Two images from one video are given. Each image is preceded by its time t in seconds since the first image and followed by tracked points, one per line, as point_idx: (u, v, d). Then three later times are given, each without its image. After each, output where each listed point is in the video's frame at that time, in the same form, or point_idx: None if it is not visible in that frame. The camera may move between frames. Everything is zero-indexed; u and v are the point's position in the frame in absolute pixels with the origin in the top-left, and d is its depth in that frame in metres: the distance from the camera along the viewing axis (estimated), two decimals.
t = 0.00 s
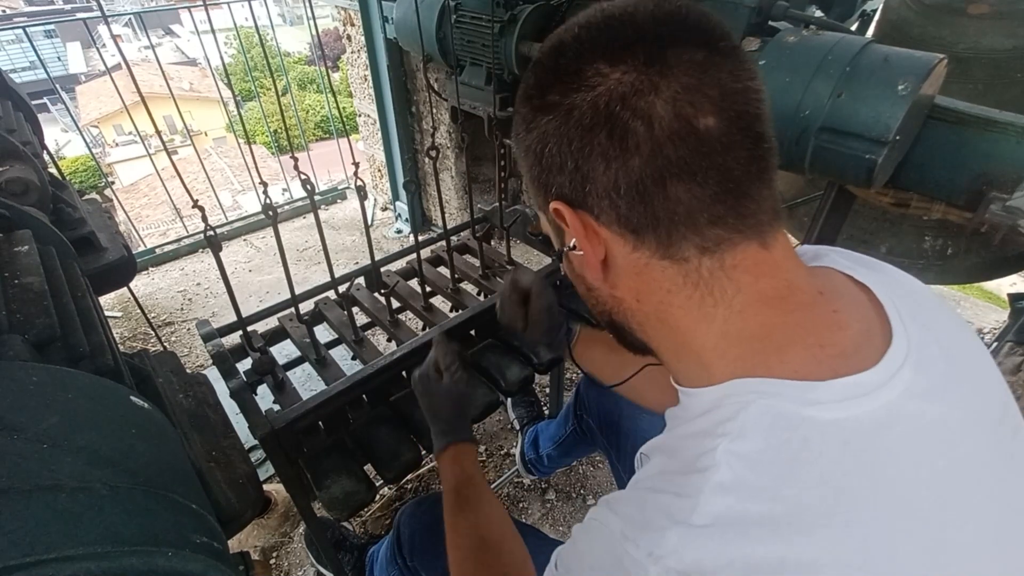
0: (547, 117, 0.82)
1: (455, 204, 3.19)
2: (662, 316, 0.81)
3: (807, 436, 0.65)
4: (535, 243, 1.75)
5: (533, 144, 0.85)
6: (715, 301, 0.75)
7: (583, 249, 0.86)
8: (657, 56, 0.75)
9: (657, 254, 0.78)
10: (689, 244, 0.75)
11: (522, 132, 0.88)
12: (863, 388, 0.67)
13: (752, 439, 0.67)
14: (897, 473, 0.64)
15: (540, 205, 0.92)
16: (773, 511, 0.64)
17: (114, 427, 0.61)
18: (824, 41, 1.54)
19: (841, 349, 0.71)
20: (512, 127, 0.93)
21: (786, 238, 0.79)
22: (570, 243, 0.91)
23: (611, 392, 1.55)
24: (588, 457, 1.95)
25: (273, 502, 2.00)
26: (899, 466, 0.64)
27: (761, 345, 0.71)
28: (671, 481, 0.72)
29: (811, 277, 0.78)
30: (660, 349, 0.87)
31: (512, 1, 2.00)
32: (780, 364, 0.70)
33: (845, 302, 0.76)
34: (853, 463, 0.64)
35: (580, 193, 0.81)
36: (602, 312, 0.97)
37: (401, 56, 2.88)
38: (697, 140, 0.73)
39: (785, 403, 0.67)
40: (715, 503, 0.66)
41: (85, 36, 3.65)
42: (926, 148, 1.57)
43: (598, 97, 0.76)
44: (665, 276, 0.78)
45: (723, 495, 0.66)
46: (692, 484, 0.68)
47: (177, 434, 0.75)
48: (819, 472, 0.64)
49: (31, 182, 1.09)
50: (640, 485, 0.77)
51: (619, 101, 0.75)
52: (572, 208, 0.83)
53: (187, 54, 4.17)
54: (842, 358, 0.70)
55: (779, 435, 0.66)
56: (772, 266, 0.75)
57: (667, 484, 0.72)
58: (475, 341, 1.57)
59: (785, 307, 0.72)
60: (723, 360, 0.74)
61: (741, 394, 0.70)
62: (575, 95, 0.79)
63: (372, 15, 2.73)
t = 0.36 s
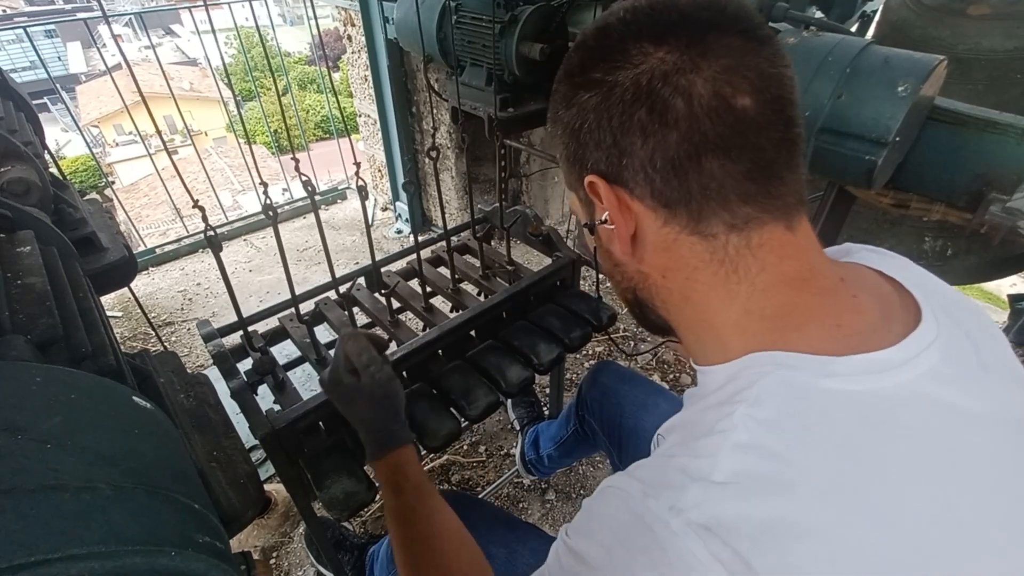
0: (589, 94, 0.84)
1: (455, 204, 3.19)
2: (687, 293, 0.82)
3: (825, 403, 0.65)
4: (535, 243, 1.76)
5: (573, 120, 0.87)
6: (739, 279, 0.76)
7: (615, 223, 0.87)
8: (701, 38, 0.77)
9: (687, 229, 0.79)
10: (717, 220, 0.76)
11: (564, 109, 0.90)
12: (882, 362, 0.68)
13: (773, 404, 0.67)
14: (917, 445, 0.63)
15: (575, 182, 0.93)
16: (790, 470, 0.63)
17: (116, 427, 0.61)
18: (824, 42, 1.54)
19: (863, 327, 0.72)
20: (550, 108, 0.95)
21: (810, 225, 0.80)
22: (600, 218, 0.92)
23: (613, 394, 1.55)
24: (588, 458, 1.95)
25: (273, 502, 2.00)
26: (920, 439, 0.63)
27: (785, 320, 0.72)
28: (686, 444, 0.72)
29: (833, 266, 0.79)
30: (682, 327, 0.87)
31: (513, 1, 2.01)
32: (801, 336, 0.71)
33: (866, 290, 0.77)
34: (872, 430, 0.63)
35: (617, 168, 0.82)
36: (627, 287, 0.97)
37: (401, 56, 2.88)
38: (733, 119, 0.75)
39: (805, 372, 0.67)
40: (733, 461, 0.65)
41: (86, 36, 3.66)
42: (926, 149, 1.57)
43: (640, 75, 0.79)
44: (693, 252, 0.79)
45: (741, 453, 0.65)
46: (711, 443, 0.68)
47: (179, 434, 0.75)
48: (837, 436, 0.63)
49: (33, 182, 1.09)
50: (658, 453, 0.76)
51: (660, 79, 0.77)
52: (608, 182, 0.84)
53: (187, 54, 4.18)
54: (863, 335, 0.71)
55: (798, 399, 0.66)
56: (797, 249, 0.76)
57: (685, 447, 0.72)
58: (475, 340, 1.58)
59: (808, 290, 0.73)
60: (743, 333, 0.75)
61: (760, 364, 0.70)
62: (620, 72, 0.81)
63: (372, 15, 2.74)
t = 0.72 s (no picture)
0: (618, 73, 0.80)
1: (455, 204, 3.19)
2: (706, 284, 0.81)
3: (854, 392, 0.65)
4: (534, 242, 1.75)
5: (595, 101, 0.83)
6: (764, 270, 0.75)
7: (638, 213, 0.82)
8: (739, 24, 0.76)
9: (713, 219, 0.76)
10: (746, 209, 0.75)
11: (584, 90, 0.85)
12: (904, 351, 0.68)
13: (803, 394, 0.66)
14: (937, 433, 0.64)
15: (589, 169, 0.88)
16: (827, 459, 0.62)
17: (110, 425, 0.61)
18: (824, 41, 1.54)
19: (883, 319, 0.72)
20: (563, 92, 0.91)
21: (827, 216, 0.80)
22: (616, 207, 0.86)
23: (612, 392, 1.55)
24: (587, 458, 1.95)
25: (272, 502, 2.00)
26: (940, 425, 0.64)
27: (808, 310, 0.72)
28: (710, 435, 0.70)
29: (844, 258, 0.81)
30: (699, 318, 0.85)
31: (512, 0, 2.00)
32: (821, 325, 0.71)
33: (875, 279, 0.79)
34: (898, 417, 0.64)
35: (645, 152, 0.78)
36: (639, 280, 0.95)
37: (401, 56, 2.88)
38: (773, 104, 0.73)
39: (833, 362, 0.67)
40: (765, 453, 0.64)
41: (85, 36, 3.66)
42: (926, 147, 1.57)
43: (678, 54, 0.75)
44: (718, 243, 0.77)
45: (772, 444, 0.64)
46: (738, 434, 0.67)
47: (174, 432, 0.74)
48: (866, 426, 0.63)
49: (30, 180, 1.09)
50: (676, 446, 0.74)
51: (699, 59, 0.74)
52: (635, 169, 0.80)
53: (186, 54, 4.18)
54: (885, 327, 0.71)
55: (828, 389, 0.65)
56: (819, 241, 0.76)
57: (707, 439, 0.70)
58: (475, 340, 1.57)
59: (827, 281, 0.73)
60: (766, 323, 0.74)
61: (785, 354, 0.70)
62: (655, 51, 0.78)
63: (372, 15, 2.73)
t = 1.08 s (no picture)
0: (625, 74, 0.79)
1: (455, 204, 3.19)
2: (710, 289, 0.80)
3: (849, 393, 0.65)
4: (535, 243, 1.76)
5: (597, 102, 0.81)
6: (766, 273, 0.75)
7: (647, 217, 0.80)
8: (747, 26, 0.76)
9: (721, 222, 0.76)
10: (754, 212, 0.75)
11: (586, 91, 0.83)
12: (899, 353, 0.68)
13: (799, 395, 0.66)
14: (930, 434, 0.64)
15: (588, 173, 0.86)
16: (822, 458, 0.62)
17: (111, 426, 0.61)
18: (824, 41, 1.54)
19: (878, 321, 0.73)
20: (558, 93, 0.89)
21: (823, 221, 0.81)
22: (620, 213, 0.84)
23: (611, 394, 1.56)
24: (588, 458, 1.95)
25: (273, 502, 2.00)
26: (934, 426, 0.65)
27: (809, 313, 0.72)
28: (705, 435, 0.70)
29: (843, 261, 0.81)
30: (699, 321, 0.85)
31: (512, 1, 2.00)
32: (821, 326, 0.71)
33: (872, 281, 0.79)
34: (892, 417, 0.64)
35: (653, 155, 0.77)
36: (641, 286, 0.94)
37: (401, 56, 2.88)
38: (782, 106, 0.73)
39: (828, 363, 0.67)
40: (760, 452, 0.64)
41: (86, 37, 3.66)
42: (926, 148, 1.57)
43: (688, 55, 0.75)
44: (724, 246, 0.77)
45: (767, 443, 0.64)
46: (732, 434, 0.67)
47: (176, 432, 0.75)
48: (860, 427, 0.63)
49: (31, 181, 1.09)
50: (671, 446, 0.74)
51: (711, 61, 0.74)
52: (645, 172, 0.78)
53: (187, 55, 4.18)
54: (883, 329, 0.71)
55: (822, 389, 0.66)
56: (820, 243, 0.77)
57: (701, 441, 0.70)
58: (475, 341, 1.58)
59: (825, 283, 0.74)
60: (769, 327, 0.75)
61: (783, 355, 0.70)
62: (663, 52, 0.77)
63: (372, 15, 2.73)
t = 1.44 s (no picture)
0: (596, 90, 0.79)
1: (455, 204, 3.19)
2: (693, 299, 0.81)
3: (813, 403, 0.65)
4: (535, 243, 1.76)
5: (573, 119, 0.81)
6: (745, 282, 0.76)
7: (628, 229, 0.81)
8: (714, 37, 0.76)
9: (698, 232, 0.77)
10: (731, 222, 0.75)
11: (561, 108, 0.83)
12: (875, 362, 0.67)
13: (775, 407, 0.66)
14: (912, 445, 0.63)
15: (569, 186, 0.87)
16: (779, 467, 0.62)
17: (112, 425, 0.61)
18: (824, 41, 1.54)
19: (855, 327, 0.71)
20: (536, 106, 0.89)
21: (806, 224, 0.80)
22: (604, 225, 0.85)
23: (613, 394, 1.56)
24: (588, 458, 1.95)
25: (273, 502, 2.00)
26: (903, 435, 0.63)
27: (788, 322, 0.72)
28: (678, 444, 0.71)
29: (828, 266, 0.79)
30: (682, 330, 0.85)
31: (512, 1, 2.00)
32: (797, 336, 0.71)
33: (857, 286, 0.77)
34: (857, 427, 0.63)
35: (628, 169, 0.78)
36: (627, 295, 0.95)
37: (401, 56, 2.88)
38: (752, 116, 0.73)
39: (796, 373, 0.67)
40: (724, 461, 0.64)
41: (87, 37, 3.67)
42: (926, 147, 1.57)
43: (657, 70, 0.75)
44: (702, 256, 0.77)
45: (731, 453, 0.64)
46: (701, 443, 0.68)
47: (176, 432, 0.75)
48: (837, 438, 0.63)
49: (31, 182, 1.09)
50: (649, 454, 0.75)
51: (680, 75, 0.74)
52: (623, 186, 0.79)
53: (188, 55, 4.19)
54: (858, 337, 0.70)
55: (788, 400, 0.65)
56: (798, 249, 0.77)
57: (673, 450, 0.71)
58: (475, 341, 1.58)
59: (804, 290, 0.73)
60: (745, 336, 0.75)
61: (755, 366, 0.70)
62: (632, 68, 0.77)
63: (372, 15, 2.74)
